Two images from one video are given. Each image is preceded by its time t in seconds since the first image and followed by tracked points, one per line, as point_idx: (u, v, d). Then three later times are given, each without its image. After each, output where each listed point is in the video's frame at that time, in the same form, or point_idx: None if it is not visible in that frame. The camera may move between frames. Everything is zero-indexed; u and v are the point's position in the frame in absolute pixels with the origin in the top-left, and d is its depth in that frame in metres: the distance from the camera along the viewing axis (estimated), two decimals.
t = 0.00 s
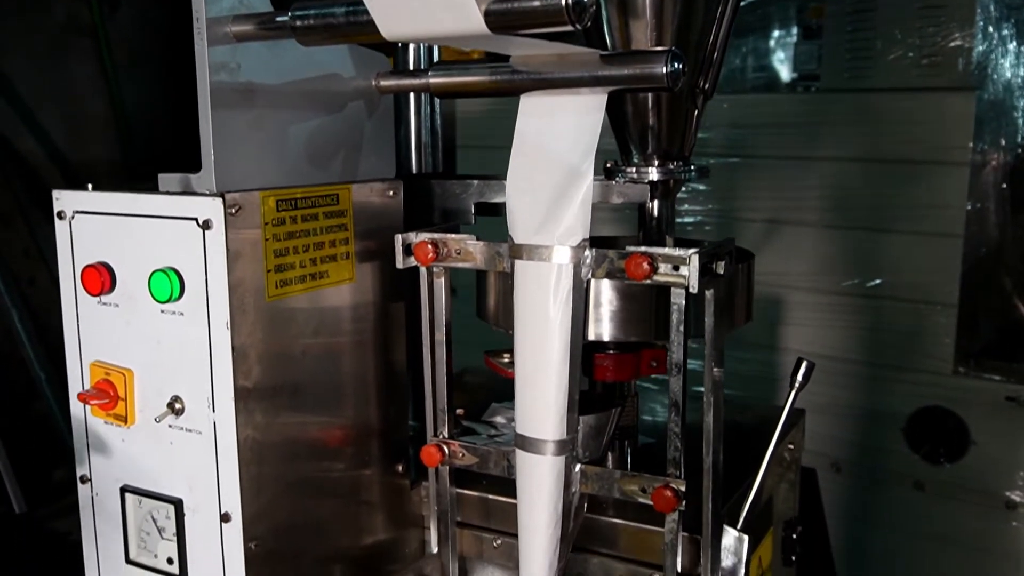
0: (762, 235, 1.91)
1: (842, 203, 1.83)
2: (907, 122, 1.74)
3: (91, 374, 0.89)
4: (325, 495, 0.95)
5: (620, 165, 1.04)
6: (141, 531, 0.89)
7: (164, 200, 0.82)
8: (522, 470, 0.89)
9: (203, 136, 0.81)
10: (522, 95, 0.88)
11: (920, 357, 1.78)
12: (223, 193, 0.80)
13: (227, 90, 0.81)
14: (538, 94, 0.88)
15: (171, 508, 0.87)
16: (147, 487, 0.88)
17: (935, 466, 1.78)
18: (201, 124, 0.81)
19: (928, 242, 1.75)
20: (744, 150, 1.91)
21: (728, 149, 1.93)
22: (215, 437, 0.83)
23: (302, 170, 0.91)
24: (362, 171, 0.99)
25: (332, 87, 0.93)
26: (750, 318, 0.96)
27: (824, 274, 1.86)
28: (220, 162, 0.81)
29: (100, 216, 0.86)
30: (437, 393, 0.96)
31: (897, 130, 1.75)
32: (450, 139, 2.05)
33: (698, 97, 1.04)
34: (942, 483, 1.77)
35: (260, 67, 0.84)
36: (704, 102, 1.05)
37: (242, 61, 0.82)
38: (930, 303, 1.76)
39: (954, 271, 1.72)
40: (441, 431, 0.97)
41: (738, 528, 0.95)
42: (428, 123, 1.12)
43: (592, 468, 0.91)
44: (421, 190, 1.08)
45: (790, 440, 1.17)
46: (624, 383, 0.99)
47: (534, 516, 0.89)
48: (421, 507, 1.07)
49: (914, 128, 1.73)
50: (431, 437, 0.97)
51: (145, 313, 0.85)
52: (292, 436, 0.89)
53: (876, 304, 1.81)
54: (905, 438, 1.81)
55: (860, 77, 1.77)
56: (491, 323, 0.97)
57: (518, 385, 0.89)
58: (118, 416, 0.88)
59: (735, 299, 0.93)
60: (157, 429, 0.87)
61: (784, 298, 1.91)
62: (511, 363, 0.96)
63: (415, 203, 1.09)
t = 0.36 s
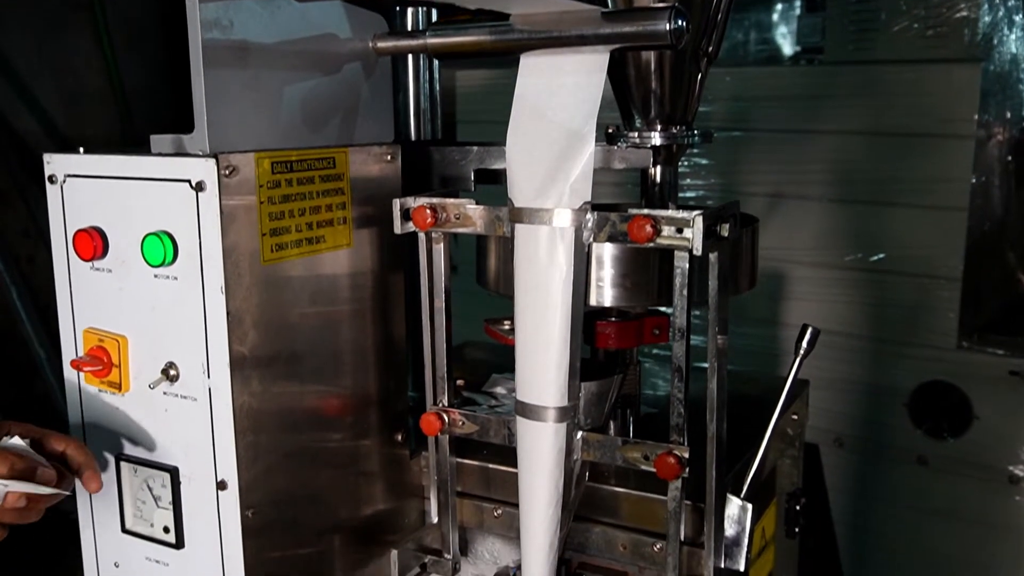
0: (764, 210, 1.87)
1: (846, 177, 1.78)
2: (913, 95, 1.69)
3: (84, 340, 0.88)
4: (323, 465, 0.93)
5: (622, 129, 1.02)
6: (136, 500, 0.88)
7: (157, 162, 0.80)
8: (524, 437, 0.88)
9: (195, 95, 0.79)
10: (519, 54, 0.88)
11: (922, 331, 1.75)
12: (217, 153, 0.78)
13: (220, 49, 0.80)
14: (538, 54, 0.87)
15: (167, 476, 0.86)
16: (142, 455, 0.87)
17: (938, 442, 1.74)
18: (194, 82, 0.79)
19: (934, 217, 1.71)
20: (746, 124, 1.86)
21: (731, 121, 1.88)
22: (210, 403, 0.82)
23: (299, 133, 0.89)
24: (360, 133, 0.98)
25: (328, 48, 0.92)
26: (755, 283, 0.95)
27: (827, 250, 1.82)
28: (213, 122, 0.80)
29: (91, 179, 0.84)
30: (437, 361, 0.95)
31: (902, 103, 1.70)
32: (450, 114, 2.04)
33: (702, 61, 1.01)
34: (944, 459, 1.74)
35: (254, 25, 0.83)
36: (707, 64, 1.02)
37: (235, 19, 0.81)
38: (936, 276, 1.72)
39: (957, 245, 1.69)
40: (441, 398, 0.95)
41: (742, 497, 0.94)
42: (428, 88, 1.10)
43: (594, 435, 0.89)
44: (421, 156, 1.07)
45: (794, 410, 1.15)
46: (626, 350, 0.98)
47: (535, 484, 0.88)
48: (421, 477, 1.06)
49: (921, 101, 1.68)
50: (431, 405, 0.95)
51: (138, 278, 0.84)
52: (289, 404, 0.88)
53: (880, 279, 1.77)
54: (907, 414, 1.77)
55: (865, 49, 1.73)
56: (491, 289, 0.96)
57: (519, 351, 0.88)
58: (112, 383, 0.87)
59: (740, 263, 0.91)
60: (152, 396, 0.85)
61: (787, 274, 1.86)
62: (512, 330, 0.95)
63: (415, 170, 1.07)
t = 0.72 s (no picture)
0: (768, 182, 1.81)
1: (852, 149, 1.72)
2: (919, 64, 1.62)
3: (80, 304, 0.86)
4: (322, 433, 0.92)
5: (627, 93, 1.01)
6: (135, 467, 0.87)
7: (152, 121, 0.79)
8: (526, 403, 0.87)
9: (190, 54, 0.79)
10: (519, 12, 0.89)
11: (928, 305, 1.70)
12: (213, 112, 0.76)
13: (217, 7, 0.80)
14: (540, 14, 0.86)
15: (165, 442, 0.85)
16: (140, 420, 0.86)
17: (943, 416, 1.70)
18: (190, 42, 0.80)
19: (941, 187, 1.65)
20: (750, 96, 1.80)
21: (736, 93, 1.81)
22: (207, 367, 0.81)
23: (297, 93, 0.90)
24: (360, 94, 0.98)
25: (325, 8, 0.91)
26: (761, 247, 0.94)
27: (832, 223, 1.76)
28: (209, 82, 0.80)
29: (86, 140, 0.83)
30: (438, 327, 0.94)
31: (909, 73, 1.64)
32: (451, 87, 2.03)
33: (709, 22, 0.98)
34: (950, 433, 1.70)
35: None
36: (714, 26, 0.99)
37: None
38: (941, 250, 1.67)
39: (964, 216, 1.64)
40: (442, 365, 0.94)
41: (748, 464, 0.91)
42: (429, 52, 1.08)
43: (597, 401, 0.88)
44: (421, 121, 1.05)
45: (799, 379, 1.14)
46: (631, 316, 0.96)
47: (537, 451, 0.86)
48: (423, 446, 1.05)
49: (928, 70, 1.62)
50: (432, 371, 0.94)
51: (134, 240, 0.82)
52: (287, 371, 0.87)
53: (885, 252, 1.72)
54: (912, 386, 1.73)
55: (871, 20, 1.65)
56: (494, 254, 0.94)
57: (521, 315, 0.87)
58: (109, 348, 0.85)
59: (745, 225, 0.90)
60: (149, 361, 0.84)
61: (793, 249, 1.81)
62: (514, 295, 0.93)
63: (415, 135, 1.05)
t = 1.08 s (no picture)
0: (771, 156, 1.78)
1: (856, 122, 1.69)
2: (925, 35, 1.59)
3: (78, 272, 0.85)
4: (323, 403, 0.91)
5: (631, 60, 1.00)
6: (134, 436, 0.87)
7: (148, 84, 0.77)
8: (529, 371, 0.86)
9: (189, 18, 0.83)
10: None
11: (933, 279, 1.67)
12: (210, 74, 0.75)
13: None
14: None
15: (165, 410, 0.84)
16: (139, 388, 0.85)
17: (947, 391, 1.69)
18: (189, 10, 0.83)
19: (947, 160, 1.62)
20: (755, 68, 1.77)
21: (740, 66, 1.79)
22: (206, 334, 0.80)
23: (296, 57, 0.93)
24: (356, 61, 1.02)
25: None
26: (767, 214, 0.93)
27: (837, 196, 1.73)
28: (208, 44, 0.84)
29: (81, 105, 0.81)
30: (440, 296, 0.93)
31: (915, 45, 1.60)
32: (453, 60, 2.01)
33: None
34: (954, 408, 1.68)
35: None
36: None
37: None
38: (945, 224, 1.64)
39: (970, 190, 1.61)
40: (444, 334, 0.93)
41: (753, 434, 0.91)
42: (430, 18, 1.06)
43: (601, 368, 0.87)
44: (422, 87, 1.03)
45: (803, 349, 1.13)
46: (635, 285, 0.95)
47: (539, 421, 0.85)
48: (424, 416, 1.04)
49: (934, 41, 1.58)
50: (434, 340, 0.93)
51: (131, 206, 0.81)
52: (287, 339, 0.86)
53: (889, 227, 1.69)
54: (916, 361, 1.71)
55: None
56: (496, 221, 0.93)
57: (524, 283, 0.85)
58: (106, 315, 0.84)
59: (751, 190, 0.89)
60: (147, 328, 0.83)
61: (796, 224, 1.78)
62: (517, 263, 0.92)
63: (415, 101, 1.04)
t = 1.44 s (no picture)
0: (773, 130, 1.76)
1: (859, 96, 1.67)
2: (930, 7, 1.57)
3: (70, 239, 0.84)
4: (321, 373, 0.90)
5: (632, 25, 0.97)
6: (129, 404, 0.86)
7: (139, 46, 0.76)
8: (528, 339, 0.85)
9: None
10: None
11: (935, 255, 1.66)
12: (203, 35, 0.74)
13: None
14: None
15: (159, 379, 0.83)
16: (133, 357, 0.84)
17: (949, 366, 1.67)
18: None
19: (951, 134, 1.60)
20: (756, 42, 1.74)
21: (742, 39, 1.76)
22: (201, 301, 0.79)
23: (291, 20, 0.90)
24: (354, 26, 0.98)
25: None
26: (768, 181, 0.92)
27: (839, 170, 1.71)
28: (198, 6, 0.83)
29: (72, 68, 0.80)
30: (438, 264, 0.91)
31: (919, 17, 1.58)
32: (452, 33, 1.99)
33: None
34: (955, 384, 1.67)
35: None
36: None
37: None
38: (947, 198, 1.62)
39: (973, 164, 1.59)
40: (442, 303, 0.92)
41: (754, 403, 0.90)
42: None
43: (600, 336, 0.86)
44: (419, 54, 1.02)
45: (806, 320, 1.12)
46: (636, 253, 0.94)
47: (539, 390, 0.85)
48: (423, 386, 1.03)
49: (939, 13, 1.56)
50: (433, 309, 0.92)
51: (124, 171, 0.80)
52: (283, 308, 0.85)
53: (891, 202, 1.67)
54: (919, 337, 1.70)
55: None
56: (495, 188, 0.92)
57: (523, 250, 0.84)
58: (100, 283, 0.83)
59: (753, 156, 0.87)
60: (141, 295, 0.82)
61: (798, 198, 1.76)
62: (516, 230, 0.91)
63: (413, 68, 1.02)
